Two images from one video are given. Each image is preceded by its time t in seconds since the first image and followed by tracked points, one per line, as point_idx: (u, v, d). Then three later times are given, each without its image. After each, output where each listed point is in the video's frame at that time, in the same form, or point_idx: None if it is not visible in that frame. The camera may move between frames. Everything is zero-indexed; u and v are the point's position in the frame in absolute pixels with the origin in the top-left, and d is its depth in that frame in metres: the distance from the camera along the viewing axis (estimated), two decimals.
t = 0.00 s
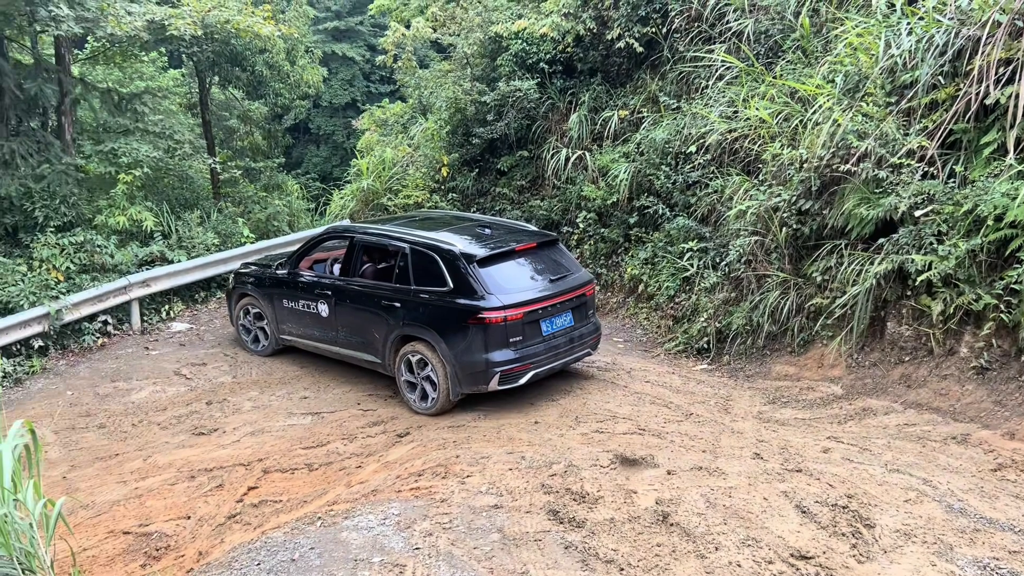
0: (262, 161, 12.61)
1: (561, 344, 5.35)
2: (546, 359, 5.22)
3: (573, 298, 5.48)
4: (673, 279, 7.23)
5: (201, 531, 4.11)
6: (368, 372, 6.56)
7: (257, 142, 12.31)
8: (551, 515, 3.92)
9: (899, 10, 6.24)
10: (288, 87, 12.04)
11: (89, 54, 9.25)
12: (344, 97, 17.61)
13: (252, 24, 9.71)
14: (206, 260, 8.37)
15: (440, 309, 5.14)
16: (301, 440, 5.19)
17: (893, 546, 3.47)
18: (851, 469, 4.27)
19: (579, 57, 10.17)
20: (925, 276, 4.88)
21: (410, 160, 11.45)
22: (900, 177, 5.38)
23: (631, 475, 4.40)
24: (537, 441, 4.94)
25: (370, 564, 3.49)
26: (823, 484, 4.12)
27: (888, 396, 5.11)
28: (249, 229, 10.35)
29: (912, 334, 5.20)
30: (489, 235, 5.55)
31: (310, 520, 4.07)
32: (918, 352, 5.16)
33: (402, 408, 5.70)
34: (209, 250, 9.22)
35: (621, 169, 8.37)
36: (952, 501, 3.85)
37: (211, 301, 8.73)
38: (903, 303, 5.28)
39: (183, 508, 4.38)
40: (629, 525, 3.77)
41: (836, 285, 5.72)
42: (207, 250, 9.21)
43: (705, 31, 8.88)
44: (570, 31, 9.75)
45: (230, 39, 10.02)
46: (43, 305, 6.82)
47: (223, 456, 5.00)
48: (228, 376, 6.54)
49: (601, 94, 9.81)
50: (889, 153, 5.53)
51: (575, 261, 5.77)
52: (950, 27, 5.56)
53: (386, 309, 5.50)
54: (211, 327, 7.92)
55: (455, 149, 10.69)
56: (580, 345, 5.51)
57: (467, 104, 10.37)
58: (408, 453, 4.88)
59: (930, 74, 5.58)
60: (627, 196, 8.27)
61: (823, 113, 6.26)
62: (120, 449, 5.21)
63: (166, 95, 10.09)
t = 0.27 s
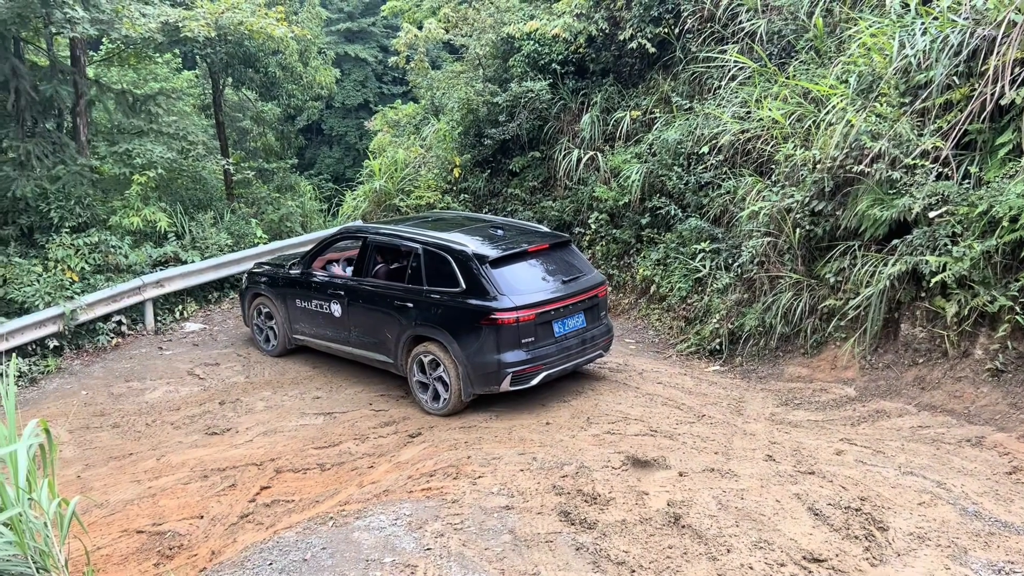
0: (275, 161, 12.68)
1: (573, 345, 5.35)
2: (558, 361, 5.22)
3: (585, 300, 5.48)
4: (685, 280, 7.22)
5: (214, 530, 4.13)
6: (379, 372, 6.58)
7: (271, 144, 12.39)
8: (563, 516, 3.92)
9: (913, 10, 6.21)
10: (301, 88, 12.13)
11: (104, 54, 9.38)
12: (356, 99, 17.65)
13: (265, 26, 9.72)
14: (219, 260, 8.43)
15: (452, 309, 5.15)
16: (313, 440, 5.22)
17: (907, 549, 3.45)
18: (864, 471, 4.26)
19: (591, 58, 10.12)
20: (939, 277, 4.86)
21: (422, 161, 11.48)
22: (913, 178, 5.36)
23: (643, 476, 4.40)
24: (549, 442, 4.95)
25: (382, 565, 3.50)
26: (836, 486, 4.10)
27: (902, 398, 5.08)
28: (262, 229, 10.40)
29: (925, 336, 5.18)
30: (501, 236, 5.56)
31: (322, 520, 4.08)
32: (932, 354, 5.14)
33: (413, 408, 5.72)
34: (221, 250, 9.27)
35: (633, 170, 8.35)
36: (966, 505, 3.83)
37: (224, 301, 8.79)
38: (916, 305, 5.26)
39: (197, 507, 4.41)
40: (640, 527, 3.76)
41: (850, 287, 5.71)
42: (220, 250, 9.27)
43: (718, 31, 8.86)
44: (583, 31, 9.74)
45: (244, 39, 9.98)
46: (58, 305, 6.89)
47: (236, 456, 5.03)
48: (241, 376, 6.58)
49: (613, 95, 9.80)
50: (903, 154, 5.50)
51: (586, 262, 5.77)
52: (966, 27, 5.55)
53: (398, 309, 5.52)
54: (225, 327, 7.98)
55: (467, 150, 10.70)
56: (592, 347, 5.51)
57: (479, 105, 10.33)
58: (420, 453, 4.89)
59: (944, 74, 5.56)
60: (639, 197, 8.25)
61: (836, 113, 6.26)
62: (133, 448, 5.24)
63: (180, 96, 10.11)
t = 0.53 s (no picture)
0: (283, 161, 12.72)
1: (581, 345, 5.35)
2: (565, 361, 5.22)
3: (592, 300, 5.47)
4: (693, 280, 7.21)
5: (222, 529, 4.14)
6: (387, 372, 6.58)
7: (279, 144, 12.45)
8: (570, 516, 3.91)
9: (923, 9, 6.19)
10: (309, 88, 12.18)
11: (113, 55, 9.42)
12: (364, 99, 17.68)
13: (273, 25, 9.72)
14: (227, 260, 8.45)
15: (459, 309, 5.15)
16: (321, 440, 5.23)
17: (916, 550, 3.44)
18: (873, 472, 4.24)
19: (599, 57, 10.11)
20: (949, 277, 4.84)
21: (429, 160, 11.48)
22: (923, 177, 5.34)
23: (651, 477, 4.39)
24: (557, 442, 4.94)
25: (390, 564, 3.50)
26: (845, 487, 4.09)
27: (911, 398, 5.06)
28: (270, 229, 10.42)
29: (935, 336, 5.16)
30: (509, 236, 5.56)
31: (330, 520, 4.09)
32: (942, 355, 5.12)
33: (421, 408, 5.73)
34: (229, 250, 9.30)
35: (641, 170, 8.34)
36: (976, 506, 3.81)
37: (233, 301, 8.81)
38: (926, 305, 5.24)
39: (205, 507, 4.42)
40: (648, 527, 3.76)
41: (859, 287, 5.69)
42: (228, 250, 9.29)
43: (726, 31, 8.83)
44: (591, 31, 9.68)
45: (252, 41, 10.14)
46: (68, 304, 6.93)
47: (244, 455, 5.04)
48: (249, 375, 6.59)
49: (621, 95, 9.79)
50: (912, 154, 5.48)
51: (594, 262, 5.76)
52: (976, 26, 5.54)
53: (406, 309, 5.52)
54: (233, 327, 8.00)
55: (475, 150, 10.69)
56: (599, 347, 5.50)
57: (487, 105, 10.38)
58: (427, 453, 4.90)
59: (954, 73, 5.54)
60: (647, 197, 8.23)
61: (845, 113, 6.25)
62: (142, 448, 5.26)
63: (189, 96, 10.12)
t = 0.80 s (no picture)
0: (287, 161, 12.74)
1: (585, 344, 5.35)
2: (570, 360, 5.22)
3: (597, 299, 5.47)
4: (698, 279, 7.20)
5: (227, 528, 4.15)
6: (391, 371, 6.59)
7: (283, 143, 12.37)
8: (575, 515, 3.91)
9: (929, 7, 6.20)
10: (314, 87, 12.21)
11: (118, 54, 9.44)
12: (368, 98, 17.70)
13: (278, 25, 9.73)
14: (232, 259, 8.47)
15: (464, 308, 5.15)
16: (325, 438, 5.24)
17: (921, 550, 3.43)
18: (878, 472, 4.23)
19: (603, 56, 10.10)
20: (954, 276, 4.83)
21: (433, 160, 11.49)
22: (928, 176, 5.33)
23: (655, 476, 4.39)
24: (561, 441, 4.94)
25: (394, 563, 3.50)
26: (850, 486, 4.08)
27: (916, 398, 5.05)
28: (275, 228, 10.44)
29: (940, 336, 5.16)
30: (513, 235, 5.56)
31: (334, 518, 4.09)
32: (947, 354, 5.11)
33: (425, 407, 5.73)
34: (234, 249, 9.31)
35: (646, 169, 8.33)
36: (981, 505, 3.80)
37: (237, 300, 8.83)
38: (931, 304, 5.23)
39: (210, 505, 4.43)
40: (652, 526, 3.76)
41: (864, 286, 5.69)
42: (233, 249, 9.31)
43: (731, 29, 8.83)
44: (595, 30, 9.62)
45: (257, 39, 10.16)
46: (73, 303, 6.95)
47: (249, 454, 5.05)
48: (254, 374, 6.60)
49: (625, 94, 9.79)
50: (918, 152, 5.48)
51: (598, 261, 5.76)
52: (982, 24, 5.53)
53: (410, 308, 5.53)
54: (238, 326, 8.01)
55: (479, 149, 10.70)
56: (603, 346, 5.50)
57: (492, 104, 10.29)
58: (432, 452, 4.90)
59: (960, 71, 5.53)
60: (652, 196, 8.22)
61: (851, 111, 6.25)
62: (147, 446, 5.27)
63: (193, 95, 10.14)
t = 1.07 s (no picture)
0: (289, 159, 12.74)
1: (586, 343, 5.35)
2: (571, 358, 5.22)
3: (598, 298, 5.46)
4: (699, 277, 7.20)
5: (228, 526, 4.16)
6: (392, 370, 6.59)
7: (285, 142, 12.45)
8: (576, 514, 3.91)
9: (931, 5, 6.19)
10: (315, 85, 12.19)
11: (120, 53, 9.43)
12: (370, 97, 17.71)
13: (280, 23, 9.73)
14: (234, 257, 8.48)
15: (465, 307, 5.16)
16: (326, 437, 5.25)
17: (923, 548, 3.43)
18: (880, 470, 4.23)
19: (605, 54, 10.08)
20: (956, 275, 4.83)
21: (435, 158, 11.49)
22: (930, 174, 5.32)
23: (657, 474, 4.39)
24: (562, 439, 4.94)
25: (395, 561, 3.51)
26: (851, 484, 4.08)
27: (918, 396, 5.05)
28: (277, 227, 10.44)
29: (942, 334, 5.16)
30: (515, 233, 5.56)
31: (336, 516, 4.10)
32: (949, 352, 5.12)
33: (427, 405, 5.73)
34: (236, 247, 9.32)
35: (647, 167, 8.32)
36: (983, 504, 3.80)
37: (239, 299, 8.84)
38: (933, 302, 5.23)
39: (211, 503, 4.43)
40: (654, 524, 3.76)
41: (866, 284, 5.69)
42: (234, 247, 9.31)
43: (732, 27, 8.82)
44: (597, 28, 9.63)
45: (259, 37, 10.15)
46: (75, 301, 6.96)
47: (250, 452, 5.05)
48: (256, 373, 6.61)
49: (627, 92, 9.79)
50: (920, 150, 5.47)
51: (600, 260, 5.76)
52: (984, 23, 5.52)
53: (412, 306, 5.53)
54: (239, 324, 8.02)
55: (481, 147, 10.69)
56: (605, 344, 5.50)
57: (493, 102, 10.30)
58: (433, 450, 4.90)
59: (962, 69, 5.52)
60: (654, 194, 8.21)
61: (853, 109, 6.25)
62: (149, 445, 5.28)
63: (195, 93, 10.15)
